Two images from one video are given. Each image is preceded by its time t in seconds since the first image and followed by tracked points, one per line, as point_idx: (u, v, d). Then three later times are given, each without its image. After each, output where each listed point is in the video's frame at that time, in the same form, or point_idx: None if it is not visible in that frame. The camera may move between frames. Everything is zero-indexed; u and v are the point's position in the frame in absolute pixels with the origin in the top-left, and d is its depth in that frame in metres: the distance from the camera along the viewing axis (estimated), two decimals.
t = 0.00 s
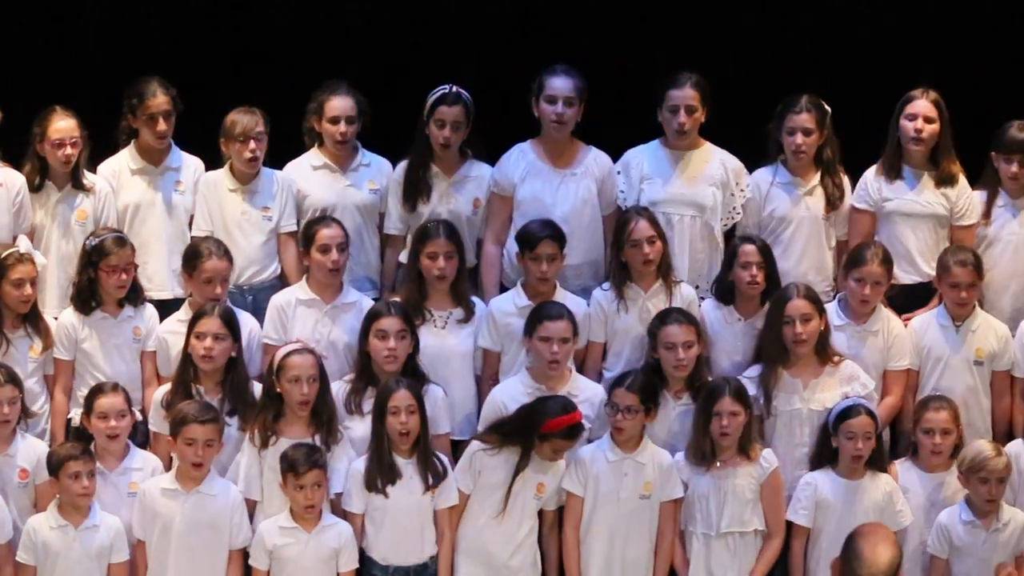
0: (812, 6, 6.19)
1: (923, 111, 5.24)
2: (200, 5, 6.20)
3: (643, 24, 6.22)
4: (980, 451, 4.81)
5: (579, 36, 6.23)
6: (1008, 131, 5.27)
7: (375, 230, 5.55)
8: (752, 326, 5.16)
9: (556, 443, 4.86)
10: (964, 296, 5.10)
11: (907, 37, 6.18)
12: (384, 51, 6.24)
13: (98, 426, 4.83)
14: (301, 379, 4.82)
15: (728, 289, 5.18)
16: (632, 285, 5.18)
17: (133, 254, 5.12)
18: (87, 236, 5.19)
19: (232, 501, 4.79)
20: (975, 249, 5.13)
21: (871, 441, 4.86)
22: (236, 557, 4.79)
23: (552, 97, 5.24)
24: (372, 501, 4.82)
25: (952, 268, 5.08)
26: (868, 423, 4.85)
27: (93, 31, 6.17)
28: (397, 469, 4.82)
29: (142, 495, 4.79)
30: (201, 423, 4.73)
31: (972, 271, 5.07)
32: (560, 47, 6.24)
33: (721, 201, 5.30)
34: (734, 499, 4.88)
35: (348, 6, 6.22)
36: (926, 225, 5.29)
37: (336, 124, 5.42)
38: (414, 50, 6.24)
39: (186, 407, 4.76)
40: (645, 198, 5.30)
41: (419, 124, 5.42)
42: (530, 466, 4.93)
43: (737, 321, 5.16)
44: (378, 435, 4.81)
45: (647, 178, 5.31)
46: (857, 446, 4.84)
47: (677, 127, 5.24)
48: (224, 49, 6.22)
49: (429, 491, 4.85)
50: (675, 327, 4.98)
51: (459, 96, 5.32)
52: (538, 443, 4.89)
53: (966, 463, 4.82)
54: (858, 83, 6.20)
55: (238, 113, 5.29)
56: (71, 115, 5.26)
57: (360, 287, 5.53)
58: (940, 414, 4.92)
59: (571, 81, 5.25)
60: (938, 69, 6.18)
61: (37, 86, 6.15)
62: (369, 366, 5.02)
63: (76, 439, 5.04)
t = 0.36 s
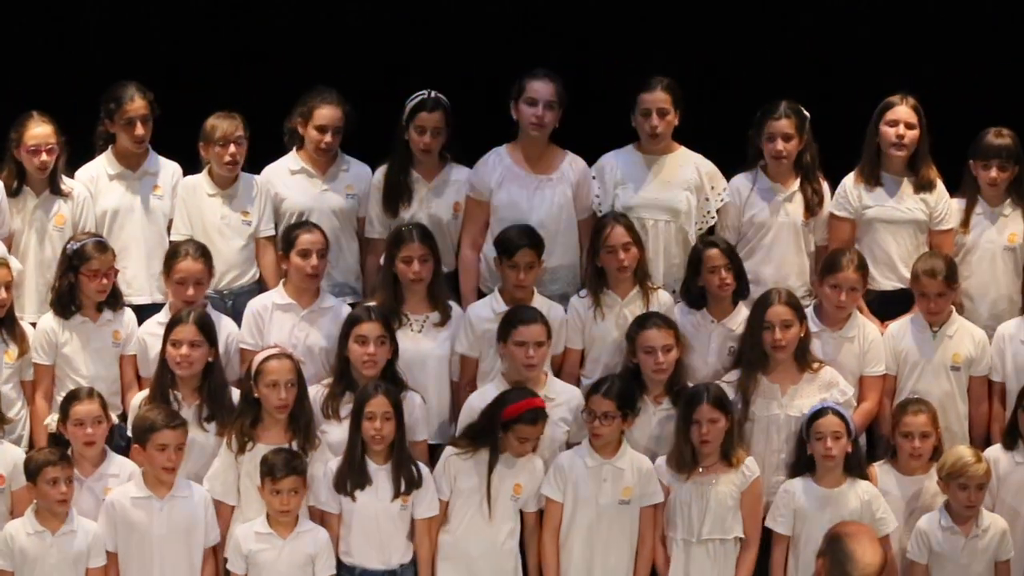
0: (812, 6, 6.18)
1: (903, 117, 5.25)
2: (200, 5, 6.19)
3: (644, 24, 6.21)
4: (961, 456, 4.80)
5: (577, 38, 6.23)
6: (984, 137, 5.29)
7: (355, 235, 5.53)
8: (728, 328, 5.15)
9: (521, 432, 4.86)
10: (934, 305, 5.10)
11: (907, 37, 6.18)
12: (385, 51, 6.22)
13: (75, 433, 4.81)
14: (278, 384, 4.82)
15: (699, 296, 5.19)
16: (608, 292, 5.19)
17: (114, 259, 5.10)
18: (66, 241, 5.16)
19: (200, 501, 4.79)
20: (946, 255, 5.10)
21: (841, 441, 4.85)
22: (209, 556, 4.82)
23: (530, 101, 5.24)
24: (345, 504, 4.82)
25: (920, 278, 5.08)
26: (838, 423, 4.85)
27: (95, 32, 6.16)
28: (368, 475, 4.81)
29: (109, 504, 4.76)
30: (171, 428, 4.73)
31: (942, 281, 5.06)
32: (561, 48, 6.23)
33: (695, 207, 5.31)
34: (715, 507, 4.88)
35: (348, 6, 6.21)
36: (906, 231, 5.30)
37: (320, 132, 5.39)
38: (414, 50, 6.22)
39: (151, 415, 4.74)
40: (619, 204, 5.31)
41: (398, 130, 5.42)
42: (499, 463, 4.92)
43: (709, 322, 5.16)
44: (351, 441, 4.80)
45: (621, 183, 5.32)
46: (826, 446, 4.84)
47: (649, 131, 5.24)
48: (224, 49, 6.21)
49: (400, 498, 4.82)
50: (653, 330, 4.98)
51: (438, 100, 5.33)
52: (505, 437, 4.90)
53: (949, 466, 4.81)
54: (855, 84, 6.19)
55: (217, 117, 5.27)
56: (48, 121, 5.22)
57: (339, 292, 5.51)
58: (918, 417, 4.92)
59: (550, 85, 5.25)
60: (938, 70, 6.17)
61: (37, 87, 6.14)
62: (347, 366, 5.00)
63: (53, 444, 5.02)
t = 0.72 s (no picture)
0: (812, 6, 6.18)
1: (890, 119, 5.25)
2: (200, 5, 6.18)
3: (644, 25, 6.21)
4: (947, 458, 4.81)
5: (574, 38, 6.23)
6: (971, 138, 5.30)
7: (343, 239, 5.53)
8: (709, 328, 5.15)
9: (489, 417, 4.86)
10: (920, 304, 5.10)
11: (905, 38, 6.18)
12: (386, 51, 6.22)
13: (58, 439, 4.81)
14: (264, 387, 4.81)
15: (682, 293, 5.19)
16: (594, 294, 5.19)
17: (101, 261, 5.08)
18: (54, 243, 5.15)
19: (192, 508, 4.79)
20: (933, 255, 5.10)
21: (826, 443, 4.86)
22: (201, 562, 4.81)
23: (516, 103, 5.23)
24: (332, 508, 4.83)
25: (906, 275, 5.09)
26: (825, 425, 4.86)
27: (97, 31, 6.16)
28: (354, 477, 4.82)
29: (103, 504, 4.78)
30: (154, 430, 4.71)
31: (928, 279, 5.07)
32: (561, 49, 6.23)
33: (683, 209, 5.34)
34: (702, 507, 4.89)
35: (348, 6, 6.20)
36: (892, 233, 5.30)
37: (310, 133, 5.40)
38: (413, 51, 6.22)
39: (141, 414, 4.74)
40: (608, 207, 5.33)
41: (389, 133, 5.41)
42: (481, 461, 4.93)
43: (692, 320, 5.18)
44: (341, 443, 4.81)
45: (609, 187, 5.34)
46: (810, 446, 4.85)
47: (633, 132, 5.25)
48: (224, 49, 6.21)
49: (388, 501, 4.84)
50: (652, 331, 4.98)
51: (431, 104, 5.32)
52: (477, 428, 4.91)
53: (937, 465, 4.81)
54: (852, 86, 6.20)
55: (206, 119, 5.26)
56: (36, 123, 5.21)
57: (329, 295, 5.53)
58: (907, 418, 4.93)
59: (536, 88, 5.24)
60: (935, 70, 6.18)
61: (38, 86, 6.14)
62: (333, 370, 5.01)
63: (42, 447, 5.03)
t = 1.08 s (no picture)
0: (812, 6, 6.17)
1: (884, 119, 5.25)
2: (200, 5, 6.17)
3: (644, 25, 6.20)
4: (931, 458, 4.82)
5: (573, 38, 6.22)
6: (962, 137, 5.31)
7: (334, 238, 5.53)
8: (701, 322, 5.16)
9: (473, 417, 4.86)
10: (912, 303, 5.11)
11: (904, 38, 6.19)
12: (386, 51, 6.21)
13: (53, 438, 4.80)
14: (254, 386, 4.80)
15: (682, 284, 5.21)
16: (584, 291, 5.21)
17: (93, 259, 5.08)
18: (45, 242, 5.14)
19: (184, 507, 4.78)
20: (926, 255, 5.10)
21: (819, 445, 4.87)
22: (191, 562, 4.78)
23: (512, 103, 5.23)
24: (332, 510, 4.82)
25: (898, 275, 5.09)
26: (819, 427, 4.87)
27: (99, 31, 6.16)
28: (356, 477, 4.82)
29: (93, 502, 4.78)
30: (144, 429, 4.71)
31: (920, 279, 5.07)
32: (561, 49, 6.22)
33: (679, 208, 5.32)
34: (694, 505, 4.89)
35: (348, 6, 6.19)
36: (885, 232, 5.31)
37: (300, 130, 5.38)
38: (413, 51, 6.21)
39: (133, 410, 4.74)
40: (605, 205, 5.34)
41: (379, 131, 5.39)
42: (471, 460, 4.94)
43: (685, 317, 5.18)
44: (336, 444, 4.80)
45: (606, 185, 5.35)
46: (802, 448, 4.87)
47: (632, 134, 5.26)
48: (224, 49, 6.20)
49: (388, 497, 4.85)
50: (633, 329, 4.99)
51: (419, 102, 5.30)
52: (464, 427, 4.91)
53: (921, 464, 4.82)
54: (851, 87, 6.20)
55: (197, 118, 5.25)
56: (25, 121, 5.21)
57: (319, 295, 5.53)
58: (897, 419, 4.95)
59: (532, 87, 5.24)
60: (933, 71, 6.20)
61: (38, 86, 6.13)
62: (317, 369, 5.00)
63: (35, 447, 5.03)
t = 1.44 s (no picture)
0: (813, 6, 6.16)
1: (878, 118, 5.25)
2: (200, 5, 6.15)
3: (644, 25, 6.19)
4: (918, 457, 4.82)
5: (571, 38, 6.21)
6: (947, 138, 5.32)
7: (326, 238, 5.52)
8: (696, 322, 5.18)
9: (464, 416, 4.86)
10: (902, 302, 5.12)
11: (904, 38, 6.18)
12: (384, 51, 6.19)
13: (47, 438, 4.79)
14: (244, 385, 4.80)
15: (679, 286, 5.20)
16: (573, 290, 5.21)
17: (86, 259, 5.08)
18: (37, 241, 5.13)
19: (167, 504, 4.79)
20: (916, 254, 5.11)
21: (811, 444, 4.87)
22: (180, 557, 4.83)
23: (508, 103, 5.24)
24: (326, 510, 4.82)
25: (888, 274, 5.10)
26: (811, 426, 4.88)
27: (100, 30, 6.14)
28: (351, 475, 4.82)
29: (80, 507, 4.77)
30: (137, 428, 4.71)
31: (911, 278, 5.08)
32: (561, 49, 6.21)
33: (676, 207, 5.33)
34: (689, 503, 4.89)
35: (348, 6, 6.17)
36: (876, 231, 5.32)
37: (286, 131, 5.36)
38: (413, 51, 6.20)
39: (117, 414, 4.73)
40: (602, 203, 5.33)
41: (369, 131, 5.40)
42: (464, 459, 4.94)
43: (687, 316, 5.18)
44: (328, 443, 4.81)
45: (604, 183, 5.34)
46: (795, 446, 4.88)
47: (630, 131, 5.26)
48: (224, 50, 6.18)
49: (382, 495, 4.84)
50: (617, 329, 4.99)
51: (407, 97, 5.31)
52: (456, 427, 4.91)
53: (907, 466, 4.83)
54: (850, 87, 6.19)
55: (189, 118, 5.24)
56: (19, 121, 5.19)
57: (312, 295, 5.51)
58: (889, 416, 4.97)
59: (528, 87, 5.24)
60: (932, 70, 6.19)
61: (38, 86, 6.11)
62: (309, 370, 5.00)
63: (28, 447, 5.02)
